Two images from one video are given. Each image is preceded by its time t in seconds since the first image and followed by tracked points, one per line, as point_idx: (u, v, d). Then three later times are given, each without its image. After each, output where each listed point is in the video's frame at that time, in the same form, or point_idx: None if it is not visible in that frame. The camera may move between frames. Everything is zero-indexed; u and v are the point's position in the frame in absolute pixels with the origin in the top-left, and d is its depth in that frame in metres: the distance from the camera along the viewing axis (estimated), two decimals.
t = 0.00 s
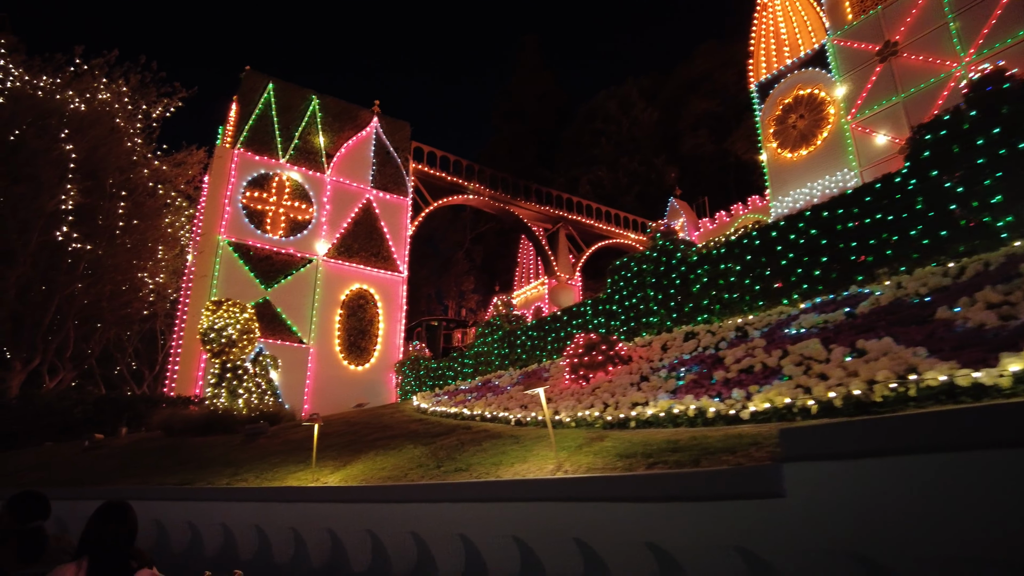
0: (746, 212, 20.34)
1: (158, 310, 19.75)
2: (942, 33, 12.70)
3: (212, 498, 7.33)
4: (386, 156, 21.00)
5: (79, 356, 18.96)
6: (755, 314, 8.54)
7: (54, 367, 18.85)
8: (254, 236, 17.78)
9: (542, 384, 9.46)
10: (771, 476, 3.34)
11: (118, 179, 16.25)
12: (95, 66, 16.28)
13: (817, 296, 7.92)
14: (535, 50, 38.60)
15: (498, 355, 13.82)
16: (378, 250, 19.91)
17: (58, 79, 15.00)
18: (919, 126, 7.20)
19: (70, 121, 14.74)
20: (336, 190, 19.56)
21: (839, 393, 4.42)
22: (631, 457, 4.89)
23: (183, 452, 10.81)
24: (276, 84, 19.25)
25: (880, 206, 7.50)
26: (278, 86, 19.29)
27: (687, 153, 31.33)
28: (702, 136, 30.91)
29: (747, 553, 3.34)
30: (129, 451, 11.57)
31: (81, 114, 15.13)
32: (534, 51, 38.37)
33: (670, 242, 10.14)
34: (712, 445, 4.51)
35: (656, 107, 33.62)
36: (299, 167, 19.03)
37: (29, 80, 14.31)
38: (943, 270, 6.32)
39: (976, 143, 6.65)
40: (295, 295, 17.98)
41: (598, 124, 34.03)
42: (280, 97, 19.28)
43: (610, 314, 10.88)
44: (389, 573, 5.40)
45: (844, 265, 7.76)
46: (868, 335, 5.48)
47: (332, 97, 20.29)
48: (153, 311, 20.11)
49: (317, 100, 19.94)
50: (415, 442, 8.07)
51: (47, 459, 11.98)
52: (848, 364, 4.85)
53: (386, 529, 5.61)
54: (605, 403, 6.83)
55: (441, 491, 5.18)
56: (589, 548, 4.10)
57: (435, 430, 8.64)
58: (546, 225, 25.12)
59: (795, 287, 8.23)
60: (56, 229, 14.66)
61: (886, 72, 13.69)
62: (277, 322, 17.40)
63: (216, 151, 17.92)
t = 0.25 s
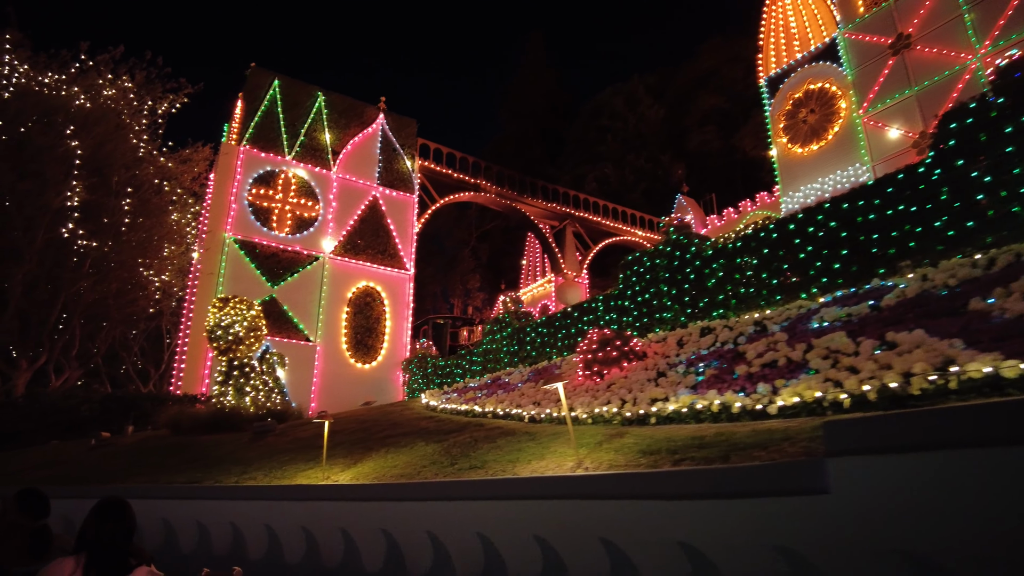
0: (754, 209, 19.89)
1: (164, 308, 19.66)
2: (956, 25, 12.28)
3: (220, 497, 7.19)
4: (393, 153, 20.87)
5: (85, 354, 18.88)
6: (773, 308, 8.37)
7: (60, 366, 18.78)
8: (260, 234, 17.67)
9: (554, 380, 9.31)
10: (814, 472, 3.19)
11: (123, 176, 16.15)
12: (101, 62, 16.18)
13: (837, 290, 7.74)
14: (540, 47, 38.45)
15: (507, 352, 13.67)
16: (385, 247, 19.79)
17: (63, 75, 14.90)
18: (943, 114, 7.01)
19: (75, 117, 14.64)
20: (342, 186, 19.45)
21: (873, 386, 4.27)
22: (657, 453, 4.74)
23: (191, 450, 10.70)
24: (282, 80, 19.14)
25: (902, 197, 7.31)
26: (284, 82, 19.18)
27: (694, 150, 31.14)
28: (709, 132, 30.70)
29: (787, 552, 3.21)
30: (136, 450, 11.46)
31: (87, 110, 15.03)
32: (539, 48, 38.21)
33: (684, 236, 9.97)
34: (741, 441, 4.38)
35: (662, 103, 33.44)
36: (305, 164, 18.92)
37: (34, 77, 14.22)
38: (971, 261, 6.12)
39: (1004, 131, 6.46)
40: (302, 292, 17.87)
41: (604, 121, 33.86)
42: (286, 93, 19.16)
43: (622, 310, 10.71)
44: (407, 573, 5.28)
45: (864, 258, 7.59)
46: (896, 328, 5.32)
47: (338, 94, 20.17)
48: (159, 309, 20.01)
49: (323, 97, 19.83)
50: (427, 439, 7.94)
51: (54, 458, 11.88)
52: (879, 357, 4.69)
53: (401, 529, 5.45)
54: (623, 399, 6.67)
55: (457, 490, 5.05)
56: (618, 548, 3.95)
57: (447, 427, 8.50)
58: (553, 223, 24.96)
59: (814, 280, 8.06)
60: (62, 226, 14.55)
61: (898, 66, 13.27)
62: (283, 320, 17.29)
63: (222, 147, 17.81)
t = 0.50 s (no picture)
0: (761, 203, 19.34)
1: (170, 306, 19.56)
2: (972, 15, 11.78)
3: (228, 496, 7.05)
4: (399, 149, 20.72)
5: (92, 352, 18.79)
6: (792, 302, 8.19)
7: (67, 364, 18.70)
8: (266, 230, 17.57)
9: (567, 376, 9.14)
10: (864, 466, 3.03)
11: (129, 172, 16.04)
12: (106, 58, 16.11)
13: (858, 283, 7.55)
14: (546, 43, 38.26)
15: (516, 349, 13.51)
16: (391, 244, 19.65)
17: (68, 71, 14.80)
18: (970, 100, 6.80)
19: (81, 112, 14.54)
20: (349, 183, 19.33)
21: (911, 376, 4.11)
22: (683, 448, 4.59)
23: (199, 448, 10.57)
24: (288, 76, 19.01)
25: (926, 187, 7.11)
26: (289, 78, 19.05)
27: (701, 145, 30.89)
28: (717, 128, 30.46)
29: (831, 550, 3.05)
30: (143, 448, 11.34)
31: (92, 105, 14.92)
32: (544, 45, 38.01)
33: (699, 230, 9.80)
34: (772, 436, 4.22)
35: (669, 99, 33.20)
36: (312, 161, 18.79)
37: (39, 72, 14.11)
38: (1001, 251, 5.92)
39: None
40: (309, 289, 17.76)
41: (611, 118, 33.65)
42: (292, 90, 19.04)
43: (635, 305, 10.53)
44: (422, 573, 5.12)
45: (887, 250, 7.39)
46: (928, 318, 5.15)
47: (344, 90, 20.04)
48: (165, 307, 19.92)
49: (329, 93, 19.69)
50: (438, 436, 7.80)
51: (60, 455, 11.79)
52: (913, 348, 4.51)
53: (414, 528, 5.28)
54: (641, 394, 6.51)
55: (469, 487, 4.91)
56: (645, 547, 3.79)
57: (459, 424, 8.35)
58: (560, 219, 24.77)
59: (833, 273, 7.87)
60: (68, 223, 14.45)
61: (912, 57, 12.71)
62: (290, 317, 17.18)
63: (228, 144, 17.69)
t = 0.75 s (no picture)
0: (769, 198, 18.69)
1: (176, 304, 19.45)
2: (989, 4, 11.34)
3: (237, 495, 6.90)
4: (405, 146, 20.57)
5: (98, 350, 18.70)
6: (811, 297, 8.01)
7: (73, 362, 18.61)
8: (273, 228, 17.45)
9: (581, 372, 8.98)
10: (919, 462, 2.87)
11: (135, 169, 15.93)
12: (111, 53, 16.02)
13: (881, 276, 7.36)
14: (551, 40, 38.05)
15: (526, 346, 13.33)
16: (398, 241, 19.51)
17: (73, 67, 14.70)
18: (998, 87, 6.61)
19: (86, 108, 14.44)
20: (355, 180, 19.19)
21: (953, 369, 3.96)
22: (711, 445, 4.43)
23: (206, 446, 10.43)
24: (293, 72, 18.87)
25: (951, 177, 6.90)
26: (295, 74, 18.91)
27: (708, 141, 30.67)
28: (725, 124, 30.23)
29: (882, 551, 2.89)
30: (150, 446, 11.21)
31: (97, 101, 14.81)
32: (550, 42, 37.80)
33: (714, 223, 9.61)
34: (807, 432, 4.05)
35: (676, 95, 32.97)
36: (318, 158, 18.65)
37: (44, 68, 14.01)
38: None
39: None
40: (316, 287, 17.64)
41: (617, 114, 33.45)
42: (298, 86, 18.90)
43: (648, 300, 10.35)
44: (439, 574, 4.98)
45: (910, 243, 7.19)
46: (963, 310, 4.98)
47: (350, 86, 19.90)
48: (171, 305, 19.81)
49: (335, 89, 19.55)
50: (451, 434, 7.65)
51: (67, 454, 11.67)
52: (950, 340, 4.34)
53: (431, 528, 5.11)
54: (660, 390, 6.34)
55: (487, 485, 4.75)
56: (678, 547, 3.62)
57: (471, 421, 8.21)
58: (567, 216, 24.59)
59: (855, 266, 7.68)
60: (74, 219, 14.35)
61: (926, 49, 12.28)
62: (297, 315, 17.06)
63: (234, 141, 17.57)
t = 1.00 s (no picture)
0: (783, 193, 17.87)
1: (183, 302, 19.34)
2: None
3: (245, 493, 6.74)
4: (413, 142, 20.41)
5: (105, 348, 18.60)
6: (833, 291, 7.83)
7: (80, 360, 18.53)
8: (280, 225, 17.32)
9: (596, 369, 8.82)
10: (982, 458, 2.75)
11: (141, 166, 15.82)
12: (118, 49, 15.91)
13: (906, 269, 7.17)
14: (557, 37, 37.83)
15: (537, 343, 13.14)
16: (406, 238, 19.36)
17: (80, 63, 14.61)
18: None
19: (92, 104, 14.33)
20: (362, 177, 19.04)
21: (1000, 361, 3.80)
22: (743, 442, 4.26)
23: (215, 444, 10.29)
24: (300, 69, 18.73)
25: (980, 166, 6.69)
26: (302, 71, 18.77)
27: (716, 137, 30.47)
28: (733, 121, 29.98)
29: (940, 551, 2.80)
30: (158, 444, 11.09)
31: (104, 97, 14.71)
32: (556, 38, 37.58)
33: (731, 217, 9.42)
34: (847, 427, 3.90)
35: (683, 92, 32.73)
36: (325, 154, 18.51)
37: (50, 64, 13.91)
38: None
39: None
40: (323, 284, 17.52)
41: (624, 111, 33.22)
42: (304, 82, 18.76)
43: (663, 296, 10.17)
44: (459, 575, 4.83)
45: (937, 235, 6.98)
46: (1001, 301, 4.81)
47: (357, 82, 19.75)
48: (178, 303, 19.70)
49: (342, 85, 19.40)
50: (465, 431, 7.49)
51: (74, 453, 11.55)
52: (995, 331, 4.19)
53: (449, 528, 4.95)
54: (683, 385, 6.16)
55: (509, 482, 4.60)
56: (716, 547, 3.50)
57: (485, 418, 8.04)
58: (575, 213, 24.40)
59: (878, 259, 7.49)
60: (80, 216, 14.26)
61: (943, 41, 11.79)
62: (305, 313, 16.94)
63: (241, 137, 17.45)
